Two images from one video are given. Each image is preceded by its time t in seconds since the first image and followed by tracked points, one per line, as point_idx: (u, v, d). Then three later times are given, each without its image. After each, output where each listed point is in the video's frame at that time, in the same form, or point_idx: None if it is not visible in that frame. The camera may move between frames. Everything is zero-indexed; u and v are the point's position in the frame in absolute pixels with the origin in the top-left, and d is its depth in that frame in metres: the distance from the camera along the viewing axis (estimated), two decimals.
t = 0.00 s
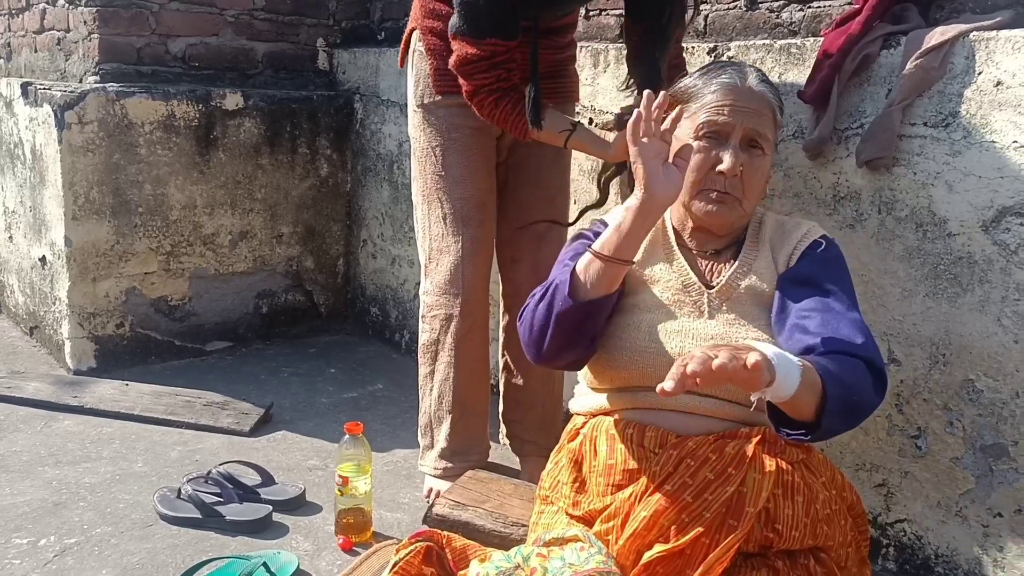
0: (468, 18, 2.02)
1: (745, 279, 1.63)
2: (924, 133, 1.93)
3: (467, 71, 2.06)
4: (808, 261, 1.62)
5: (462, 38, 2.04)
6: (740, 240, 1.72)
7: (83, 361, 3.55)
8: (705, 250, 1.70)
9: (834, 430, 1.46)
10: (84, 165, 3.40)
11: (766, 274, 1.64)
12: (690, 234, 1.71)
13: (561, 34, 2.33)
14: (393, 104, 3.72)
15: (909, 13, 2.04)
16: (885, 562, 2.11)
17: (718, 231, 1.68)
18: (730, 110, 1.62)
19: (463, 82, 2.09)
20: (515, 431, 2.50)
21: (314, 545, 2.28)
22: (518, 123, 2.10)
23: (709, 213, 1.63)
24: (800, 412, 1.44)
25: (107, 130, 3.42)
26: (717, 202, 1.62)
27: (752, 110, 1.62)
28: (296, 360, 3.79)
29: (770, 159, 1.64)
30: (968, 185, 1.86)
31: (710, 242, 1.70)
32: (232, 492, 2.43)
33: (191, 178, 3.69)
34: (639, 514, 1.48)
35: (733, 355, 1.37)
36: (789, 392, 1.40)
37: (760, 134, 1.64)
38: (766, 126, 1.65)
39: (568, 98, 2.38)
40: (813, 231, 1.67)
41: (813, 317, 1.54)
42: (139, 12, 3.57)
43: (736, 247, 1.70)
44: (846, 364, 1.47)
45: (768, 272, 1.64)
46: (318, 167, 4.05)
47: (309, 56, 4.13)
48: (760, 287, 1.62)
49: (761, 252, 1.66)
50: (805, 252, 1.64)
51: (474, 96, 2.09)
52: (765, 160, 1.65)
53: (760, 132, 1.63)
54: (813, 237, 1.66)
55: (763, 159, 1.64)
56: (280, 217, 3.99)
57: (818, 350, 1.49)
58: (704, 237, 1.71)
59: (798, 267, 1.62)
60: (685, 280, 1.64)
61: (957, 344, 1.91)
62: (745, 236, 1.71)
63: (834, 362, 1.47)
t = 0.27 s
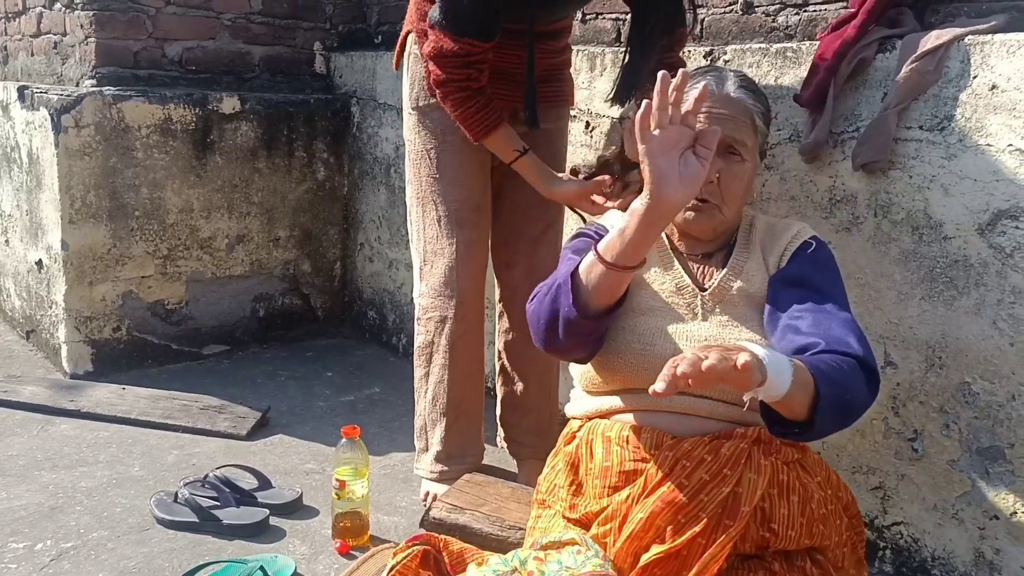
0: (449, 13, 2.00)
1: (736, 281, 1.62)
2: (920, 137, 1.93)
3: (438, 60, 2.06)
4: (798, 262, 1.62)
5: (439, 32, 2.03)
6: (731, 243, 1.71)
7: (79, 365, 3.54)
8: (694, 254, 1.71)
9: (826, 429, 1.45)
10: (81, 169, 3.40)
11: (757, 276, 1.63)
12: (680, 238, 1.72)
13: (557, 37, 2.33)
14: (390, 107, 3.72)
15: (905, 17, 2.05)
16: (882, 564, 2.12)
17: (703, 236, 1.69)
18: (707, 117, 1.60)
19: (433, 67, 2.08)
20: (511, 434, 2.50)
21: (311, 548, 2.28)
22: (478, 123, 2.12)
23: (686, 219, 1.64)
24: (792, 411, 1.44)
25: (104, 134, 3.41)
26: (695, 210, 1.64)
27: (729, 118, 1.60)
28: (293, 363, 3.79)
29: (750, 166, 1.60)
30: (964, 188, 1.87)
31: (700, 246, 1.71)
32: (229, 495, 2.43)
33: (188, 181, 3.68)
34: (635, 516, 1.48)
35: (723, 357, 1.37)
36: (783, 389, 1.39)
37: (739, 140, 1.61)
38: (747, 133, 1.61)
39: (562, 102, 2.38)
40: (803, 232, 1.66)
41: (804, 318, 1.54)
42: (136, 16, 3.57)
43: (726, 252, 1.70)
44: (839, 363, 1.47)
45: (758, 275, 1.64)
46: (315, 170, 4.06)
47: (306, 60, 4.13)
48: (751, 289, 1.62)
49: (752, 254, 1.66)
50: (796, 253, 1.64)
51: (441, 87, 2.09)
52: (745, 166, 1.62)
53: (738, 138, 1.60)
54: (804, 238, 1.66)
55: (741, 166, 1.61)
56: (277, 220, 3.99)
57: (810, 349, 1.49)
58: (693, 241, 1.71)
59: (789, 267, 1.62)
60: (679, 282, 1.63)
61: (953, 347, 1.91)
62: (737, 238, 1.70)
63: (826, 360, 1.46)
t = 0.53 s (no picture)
0: (446, 16, 2.02)
1: (737, 284, 1.65)
2: (917, 139, 1.94)
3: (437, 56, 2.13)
4: (798, 266, 1.63)
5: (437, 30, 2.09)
6: (731, 245, 1.73)
7: (78, 367, 3.54)
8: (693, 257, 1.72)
9: (828, 435, 1.47)
10: (80, 171, 3.40)
11: (756, 278, 1.66)
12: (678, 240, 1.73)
13: (555, 40, 2.34)
14: (388, 110, 3.72)
15: (903, 20, 2.06)
16: (881, 566, 2.12)
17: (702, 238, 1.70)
18: (702, 121, 1.62)
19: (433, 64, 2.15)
20: (510, 436, 2.50)
21: (310, 550, 2.28)
22: (462, 106, 2.10)
23: (686, 221, 1.65)
24: (794, 419, 1.45)
25: (102, 136, 3.41)
26: (694, 211, 1.64)
27: (723, 121, 1.61)
28: (292, 365, 3.79)
29: (746, 168, 1.63)
30: (962, 191, 1.87)
31: (698, 249, 1.72)
32: (228, 498, 2.43)
33: (186, 184, 3.68)
34: (634, 518, 1.49)
35: (730, 369, 1.37)
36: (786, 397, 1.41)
37: (734, 144, 1.63)
38: (742, 136, 1.63)
39: (561, 104, 2.38)
40: (802, 235, 1.68)
41: (805, 324, 1.55)
42: (134, 19, 3.57)
43: (726, 253, 1.72)
44: (840, 370, 1.49)
45: (758, 276, 1.66)
46: (313, 172, 4.06)
47: (305, 62, 4.13)
48: (750, 292, 1.64)
49: (751, 257, 1.68)
50: (795, 256, 1.65)
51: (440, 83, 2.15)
52: (741, 169, 1.64)
53: (733, 142, 1.62)
54: (803, 241, 1.67)
55: (738, 168, 1.63)
56: (275, 222, 3.99)
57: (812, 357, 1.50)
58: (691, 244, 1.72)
59: (788, 271, 1.63)
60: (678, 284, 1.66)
61: (951, 349, 1.91)
62: (735, 240, 1.72)
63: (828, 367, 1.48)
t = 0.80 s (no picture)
0: (462, 24, 2.04)
1: (739, 284, 1.65)
2: (921, 137, 1.93)
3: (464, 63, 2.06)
4: (801, 267, 1.64)
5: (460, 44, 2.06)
6: (734, 242, 1.72)
7: (80, 366, 3.54)
8: (697, 252, 1.72)
9: (830, 441, 1.46)
10: (82, 169, 3.40)
11: (759, 278, 1.66)
12: (682, 237, 1.73)
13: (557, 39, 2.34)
14: (391, 108, 3.72)
15: (906, 18, 2.05)
16: (884, 565, 2.12)
17: (705, 232, 1.69)
18: (698, 110, 1.62)
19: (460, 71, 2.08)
20: (513, 435, 2.49)
21: (312, 549, 2.27)
22: (512, 120, 2.07)
23: (688, 213, 1.64)
24: (794, 426, 1.45)
25: (105, 134, 3.41)
26: (695, 203, 1.64)
27: (720, 110, 1.62)
28: (294, 364, 3.79)
29: (745, 156, 1.63)
30: (966, 189, 1.87)
31: (701, 245, 1.72)
32: (230, 496, 2.43)
33: (189, 182, 3.68)
34: (636, 517, 1.48)
35: (730, 380, 1.37)
36: (788, 407, 1.41)
37: (731, 132, 1.63)
38: (740, 124, 1.63)
39: (565, 104, 2.39)
40: (807, 235, 1.67)
41: (809, 327, 1.56)
42: (137, 17, 3.57)
43: (729, 250, 1.71)
44: (841, 376, 1.49)
45: (761, 276, 1.66)
46: (316, 171, 4.06)
47: (307, 61, 4.13)
48: (753, 291, 1.65)
49: (754, 254, 1.68)
50: (799, 256, 1.65)
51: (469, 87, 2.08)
52: (741, 158, 1.64)
53: (730, 130, 1.62)
54: (807, 241, 1.67)
55: (737, 156, 1.63)
56: (278, 221, 3.99)
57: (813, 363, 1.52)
58: (695, 240, 1.72)
59: (791, 273, 1.64)
60: (679, 284, 1.67)
61: (955, 347, 1.91)
62: (738, 237, 1.71)
63: (830, 374, 1.49)
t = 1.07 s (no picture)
0: (468, 22, 2.01)
1: (740, 276, 1.65)
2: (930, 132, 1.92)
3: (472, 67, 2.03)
4: (802, 258, 1.63)
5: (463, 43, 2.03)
6: (734, 234, 1.72)
7: (86, 359, 3.55)
8: (698, 245, 1.71)
9: (830, 434, 1.46)
10: (88, 163, 3.40)
11: (760, 271, 1.65)
12: (682, 230, 1.72)
13: (563, 34, 2.33)
14: (397, 102, 3.71)
15: (915, 11, 2.04)
16: (890, 561, 2.11)
17: (707, 223, 1.69)
18: (694, 100, 1.63)
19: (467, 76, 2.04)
20: (517, 429, 2.49)
21: (317, 542, 2.28)
22: (517, 141, 2.09)
23: (690, 203, 1.64)
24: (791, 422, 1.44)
25: (111, 127, 3.42)
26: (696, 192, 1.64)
27: (714, 98, 1.63)
28: (300, 358, 3.79)
29: (743, 142, 1.63)
30: (975, 184, 1.85)
31: (703, 238, 1.71)
32: (236, 489, 2.43)
33: (195, 176, 3.68)
34: (639, 513, 1.48)
35: (714, 386, 1.37)
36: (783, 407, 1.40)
37: (728, 119, 1.63)
38: (737, 112, 1.64)
39: (569, 97, 2.38)
40: (807, 225, 1.66)
41: (810, 320, 1.56)
42: (143, 10, 3.57)
43: (730, 242, 1.71)
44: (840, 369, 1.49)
45: (762, 268, 1.65)
46: (321, 165, 4.06)
47: (313, 55, 4.13)
48: (754, 283, 1.64)
49: (755, 247, 1.67)
50: (800, 248, 1.64)
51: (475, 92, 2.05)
52: (740, 144, 1.64)
53: (727, 117, 1.63)
54: (807, 232, 1.66)
55: (736, 144, 1.64)
56: (283, 215, 3.99)
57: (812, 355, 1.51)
58: (697, 232, 1.71)
59: (791, 264, 1.64)
60: (680, 277, 1.67)
61: (963, 343, 1.90)
62: (739, 229, 1.71)
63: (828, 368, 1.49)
